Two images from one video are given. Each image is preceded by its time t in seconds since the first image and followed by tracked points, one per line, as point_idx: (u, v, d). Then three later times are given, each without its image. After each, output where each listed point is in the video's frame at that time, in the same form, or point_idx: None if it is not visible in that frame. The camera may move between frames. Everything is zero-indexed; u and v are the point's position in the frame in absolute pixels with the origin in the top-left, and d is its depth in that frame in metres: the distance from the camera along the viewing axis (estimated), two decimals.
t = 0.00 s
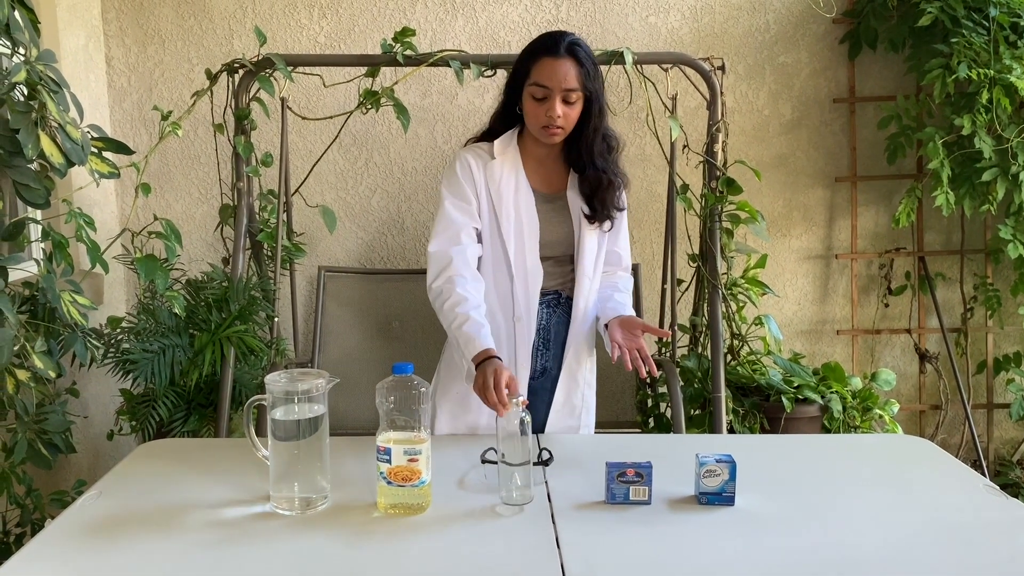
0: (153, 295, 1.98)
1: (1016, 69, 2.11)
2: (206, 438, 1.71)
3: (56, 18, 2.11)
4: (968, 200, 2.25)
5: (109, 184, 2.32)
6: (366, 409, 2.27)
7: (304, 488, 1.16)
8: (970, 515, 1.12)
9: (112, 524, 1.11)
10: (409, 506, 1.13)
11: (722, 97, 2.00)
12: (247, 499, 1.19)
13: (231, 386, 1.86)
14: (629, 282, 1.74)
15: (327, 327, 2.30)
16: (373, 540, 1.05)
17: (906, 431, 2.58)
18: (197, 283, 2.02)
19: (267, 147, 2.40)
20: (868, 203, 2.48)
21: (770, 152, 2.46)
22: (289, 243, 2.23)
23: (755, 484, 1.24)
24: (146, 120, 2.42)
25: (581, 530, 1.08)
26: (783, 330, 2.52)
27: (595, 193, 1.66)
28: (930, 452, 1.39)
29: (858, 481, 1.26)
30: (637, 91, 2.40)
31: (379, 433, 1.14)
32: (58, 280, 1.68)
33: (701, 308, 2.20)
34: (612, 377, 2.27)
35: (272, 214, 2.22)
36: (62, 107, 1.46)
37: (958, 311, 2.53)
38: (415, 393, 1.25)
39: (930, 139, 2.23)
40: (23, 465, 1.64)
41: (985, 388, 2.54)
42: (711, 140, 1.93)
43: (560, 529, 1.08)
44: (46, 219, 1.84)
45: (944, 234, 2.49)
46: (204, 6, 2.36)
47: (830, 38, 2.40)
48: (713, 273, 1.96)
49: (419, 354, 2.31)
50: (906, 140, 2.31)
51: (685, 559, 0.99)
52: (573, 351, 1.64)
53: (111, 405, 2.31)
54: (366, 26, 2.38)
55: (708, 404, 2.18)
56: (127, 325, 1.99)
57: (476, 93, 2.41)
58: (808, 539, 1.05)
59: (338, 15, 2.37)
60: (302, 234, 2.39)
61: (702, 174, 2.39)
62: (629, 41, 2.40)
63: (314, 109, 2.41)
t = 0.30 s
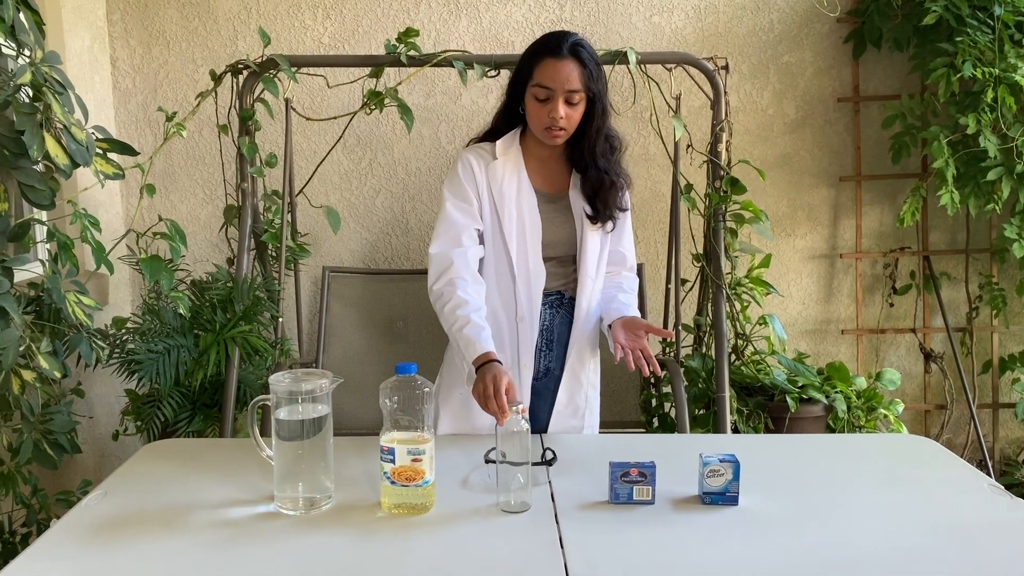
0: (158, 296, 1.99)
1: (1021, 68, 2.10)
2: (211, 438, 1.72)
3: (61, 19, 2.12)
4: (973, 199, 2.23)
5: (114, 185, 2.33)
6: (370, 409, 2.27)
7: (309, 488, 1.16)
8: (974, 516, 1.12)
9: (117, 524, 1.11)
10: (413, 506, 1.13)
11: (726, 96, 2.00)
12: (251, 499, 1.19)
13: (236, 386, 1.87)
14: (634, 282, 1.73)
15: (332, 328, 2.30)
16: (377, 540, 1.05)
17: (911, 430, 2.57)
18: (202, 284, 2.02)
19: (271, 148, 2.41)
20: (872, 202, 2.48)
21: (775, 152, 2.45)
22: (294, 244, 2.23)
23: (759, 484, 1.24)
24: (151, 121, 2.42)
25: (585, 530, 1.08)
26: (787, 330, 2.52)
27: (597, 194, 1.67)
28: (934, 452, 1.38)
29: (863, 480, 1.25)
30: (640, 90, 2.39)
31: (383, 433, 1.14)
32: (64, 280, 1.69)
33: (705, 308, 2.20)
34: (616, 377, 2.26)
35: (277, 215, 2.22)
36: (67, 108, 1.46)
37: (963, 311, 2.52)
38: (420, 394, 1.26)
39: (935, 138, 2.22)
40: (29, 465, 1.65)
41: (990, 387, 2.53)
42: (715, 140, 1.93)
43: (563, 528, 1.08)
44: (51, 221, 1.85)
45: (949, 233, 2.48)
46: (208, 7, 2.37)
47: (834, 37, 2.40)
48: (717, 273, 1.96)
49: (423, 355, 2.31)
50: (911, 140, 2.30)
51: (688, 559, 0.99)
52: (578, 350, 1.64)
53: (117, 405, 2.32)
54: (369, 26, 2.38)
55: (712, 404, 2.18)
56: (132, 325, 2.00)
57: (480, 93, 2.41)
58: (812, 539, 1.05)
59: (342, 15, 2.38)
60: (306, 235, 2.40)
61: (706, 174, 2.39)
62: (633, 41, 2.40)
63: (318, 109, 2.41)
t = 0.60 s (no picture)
0: (163, 297, 2.00)
1: None
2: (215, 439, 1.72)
3: (67, 22, 2.13)
4: (977, 201, 2.24)
5: (118, 186, 2.34)
6: (374, 410, 2.27)
7: (312, 489, 1.16)
8: (977, 518, 1.12)
9: (121, 526, 1.11)
10: (416, 507, 1.13)
11: (729, 98, 2.00)
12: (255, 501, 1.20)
13: (240, 387, 1.87)
14: (640, 286, 1.70)
15: (336, 329, 2.31)
16: (380, 541, 1.06)
17: (915, 432, 2.57)
18: (206, 285, 2.03)
19: (276, 149, 2.41)
20: (876, 204, 2.48)
21: (779, 153, 2.45)
22: (299, 245, 2.23)
23: (762, 486, 1.24)
24: (156, 123, 2.43)
25: (588, 531, 1.08)
26: (791, 332, 2.51)
27: (598, 187, 1.67)
28: (938, 454, 1.38)
29: (866, 483, 1.25)
30: (644, 92, 2.39)
31: (386, 434, 1.14)
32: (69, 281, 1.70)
33: (709, 310, 2.20)
34: (619, 379, 2.26)
35: (281, 216, 2.22)
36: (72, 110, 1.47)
37: (967, 313, 2.52)
38: (423, 395, 1.27)
39: (939, 140, 2.22)
40: (33, 466, 1.66)
41: (994, 390, 2.53)
42: (718, 141, 1.93)
43: (567, 531, 1.08)
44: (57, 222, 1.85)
45: (953, 235, 2.48)
46: (213, 9, 2.37)
47: (838, 39, 2.40)
48: (721, 275, 1.95)
49: (426, 356, 2.32)
50: (915, 142, 2.30)
51: (690, 561, 0.99)
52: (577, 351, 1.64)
53: (121, 406, 2.32)
54: (373, 28, 2.39)
55: (716, 406, 2.18)
56: (136, 327, 2.00)
57: (484, 95, 2.41)
58: (815, 541, 1.05)
59: (346, 17, 2.38)
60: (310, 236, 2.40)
61: (709, 176, 2.39)
62: (637, 43, 2.40)
63: (323, 111, 2.42)
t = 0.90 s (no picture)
0: (167, 300, 2.00)
1: None
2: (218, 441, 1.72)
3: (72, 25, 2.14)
4: (981, 204, 2.23)
5: (123, 189, 2.35)
6: (376, 413, 2.27)
7: (316, 491, 1.17)
8: (981, 522, 1.12)
9: (124, 528, 1.12)
10: (419, 509, 1.13)
11: (733, 101, 2.00)
12: (258, 503, 1.20)
13: (243, 389, 1.87)
14: (645, 290, 1.67)
15: (338, 331, 2.31)
16: (383, 543, 1.06)
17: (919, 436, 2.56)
18: (210, 287, 2.03)
19: (279, 152, 2.42)
20: (880, 207, 2.47)
21: (782, 156, 2.45)
22: (302, 247, 2.24)
23: (765, 489, 1.23)
24: (160, 126, 2.44)
25: (591, 534, 1.08)
26: (795, 335, 2.51)
27: (594, 185, 1.66)
28: (943, 458, 1.37)
29: (870, 486, 1.25)
30: (647, 95, 2.39)
31: (389, 436, 1.14)
32: (74, 284, 1.71)
33: (712, 313, 2.20)
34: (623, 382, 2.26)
35: (285, 219, 2.23)
36: (77, 113, 1.48)
37: (971, 316, 2.51)
38: (424, 398, 1.27)
39: (943, 143, 2.21)
40: (38, 468, 1.66)
41: (999, 393, 2.52)
42: (721, 144, 1.92)
43: (570, 534, 1.08)
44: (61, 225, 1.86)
45: (957, 238, 2.47)
46: (217, 13, 2.38)
47: (842, 42, 2.39)
48: (724, 278, 1.95)
49: (429, 359, 2.32)
50: (919, 144, 2.29)
51: (693, 564, 0.99)
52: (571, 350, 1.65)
53: (125, 409, 2.33)
54: (377, 32, 2.40)
55: (719, 409, 2.17)
56: (140, 329, 2.01)
57: (487, 98, 2.42)
58: (818, 544, 1.05)
59: (350, 21, 2.39)
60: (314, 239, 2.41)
61: (712, 179, 2.39)
62: (640, 46, 2.40)
63: (326, 113, 2.42)
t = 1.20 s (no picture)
0: (169, 302, 2.00)
1: None
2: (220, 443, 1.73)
3: (75, 29, 2.15)
4: (983, 206, 2.22)
5: (125, 192, 2.35)
6: (378, 415, 2.27)
7: (317, 493, 1.17)
8: (984, 524, 1.11)
9: (127, 530, 1.12)
10: (420, 512, 1.13)
11: (734, 102, 1.99)
12: (260, 505, 1.20)
13: (245, 392, 1.87)
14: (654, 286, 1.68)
15: (340, 333, 2.31)
16: (384, 545, 1.06)
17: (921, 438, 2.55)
18: (212, 290, 2.04)
19: (281, 155, 2.42)
20: (882, 209, 2.47)
21: (784, 158, 2.45)
22: (304, 250, 2.24)
23: (767, 491, 1.23)
24: (162, 129, 2.45)
25: (592, 536, 1.08)
26: (796, 337, 2.51)
27: (592, 187, 1.67)
28: (945, 460, 1.37)
29: (873, 488, 1.25)
30: (649, 97, 2.39)
31: (391, 438, 1.14)
32: (76, 286, 1.71)
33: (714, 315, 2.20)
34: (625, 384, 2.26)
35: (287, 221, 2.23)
36: (79, 116, 1.48)
37: (974, 318, 2.51)
38: (427, 400, 1.28)
39: (944, 145, 2.21)
40: (40, 470, 1.66)
41: (1001, 395, 2.51)
42: (723, 146, 1.92)
43: (571, 536, 1.08)
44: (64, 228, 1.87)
45: (959, 240, 2.47)
46: (220, 16, 2.39)
47: (843, 44, 2.39)
48: (726, 279, 1.95)
49: (430, 361, 2.32)
50: (920, 146, 2.29)
51: (695, 567, 0.99)
52: (582, 351, 1.64)
53: (127, 411, 2.33)
54: (379, 34, 2.40)
55: (721, 411, 2.17)
56: (143, 331, 2.01)
57: (489, 101, 2.42)
58: (819, 546, 1.05)
59: (351, 23, 2.39)
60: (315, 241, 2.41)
61: (714, 181, 2.39)
62: (642, 48, 2.40)
63: (328, 116, 2.43)
